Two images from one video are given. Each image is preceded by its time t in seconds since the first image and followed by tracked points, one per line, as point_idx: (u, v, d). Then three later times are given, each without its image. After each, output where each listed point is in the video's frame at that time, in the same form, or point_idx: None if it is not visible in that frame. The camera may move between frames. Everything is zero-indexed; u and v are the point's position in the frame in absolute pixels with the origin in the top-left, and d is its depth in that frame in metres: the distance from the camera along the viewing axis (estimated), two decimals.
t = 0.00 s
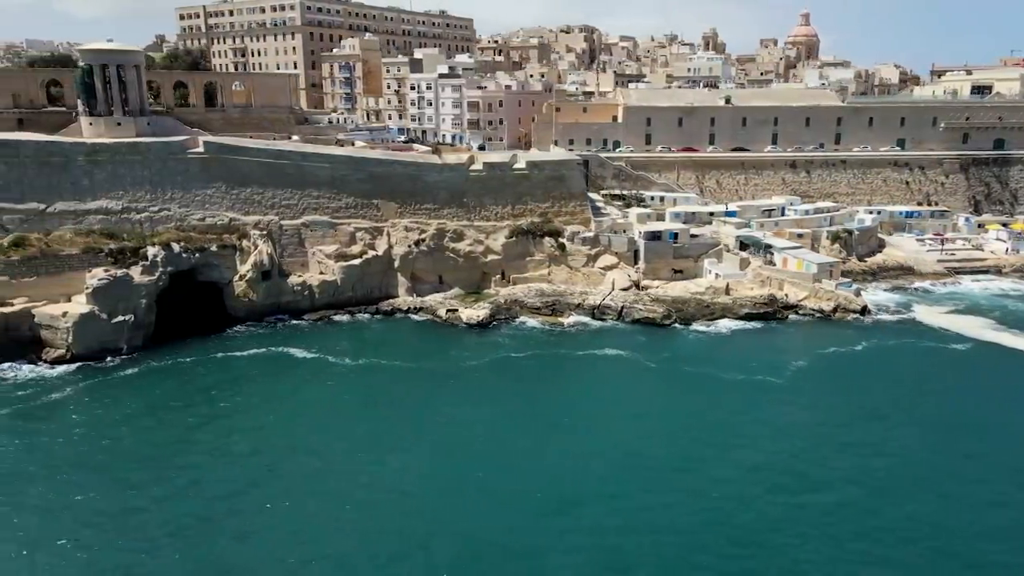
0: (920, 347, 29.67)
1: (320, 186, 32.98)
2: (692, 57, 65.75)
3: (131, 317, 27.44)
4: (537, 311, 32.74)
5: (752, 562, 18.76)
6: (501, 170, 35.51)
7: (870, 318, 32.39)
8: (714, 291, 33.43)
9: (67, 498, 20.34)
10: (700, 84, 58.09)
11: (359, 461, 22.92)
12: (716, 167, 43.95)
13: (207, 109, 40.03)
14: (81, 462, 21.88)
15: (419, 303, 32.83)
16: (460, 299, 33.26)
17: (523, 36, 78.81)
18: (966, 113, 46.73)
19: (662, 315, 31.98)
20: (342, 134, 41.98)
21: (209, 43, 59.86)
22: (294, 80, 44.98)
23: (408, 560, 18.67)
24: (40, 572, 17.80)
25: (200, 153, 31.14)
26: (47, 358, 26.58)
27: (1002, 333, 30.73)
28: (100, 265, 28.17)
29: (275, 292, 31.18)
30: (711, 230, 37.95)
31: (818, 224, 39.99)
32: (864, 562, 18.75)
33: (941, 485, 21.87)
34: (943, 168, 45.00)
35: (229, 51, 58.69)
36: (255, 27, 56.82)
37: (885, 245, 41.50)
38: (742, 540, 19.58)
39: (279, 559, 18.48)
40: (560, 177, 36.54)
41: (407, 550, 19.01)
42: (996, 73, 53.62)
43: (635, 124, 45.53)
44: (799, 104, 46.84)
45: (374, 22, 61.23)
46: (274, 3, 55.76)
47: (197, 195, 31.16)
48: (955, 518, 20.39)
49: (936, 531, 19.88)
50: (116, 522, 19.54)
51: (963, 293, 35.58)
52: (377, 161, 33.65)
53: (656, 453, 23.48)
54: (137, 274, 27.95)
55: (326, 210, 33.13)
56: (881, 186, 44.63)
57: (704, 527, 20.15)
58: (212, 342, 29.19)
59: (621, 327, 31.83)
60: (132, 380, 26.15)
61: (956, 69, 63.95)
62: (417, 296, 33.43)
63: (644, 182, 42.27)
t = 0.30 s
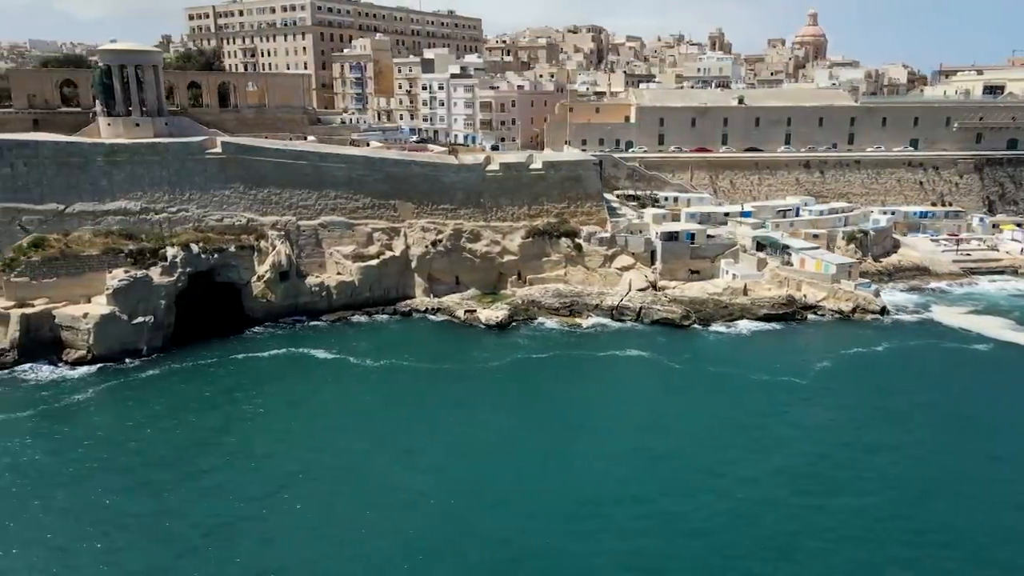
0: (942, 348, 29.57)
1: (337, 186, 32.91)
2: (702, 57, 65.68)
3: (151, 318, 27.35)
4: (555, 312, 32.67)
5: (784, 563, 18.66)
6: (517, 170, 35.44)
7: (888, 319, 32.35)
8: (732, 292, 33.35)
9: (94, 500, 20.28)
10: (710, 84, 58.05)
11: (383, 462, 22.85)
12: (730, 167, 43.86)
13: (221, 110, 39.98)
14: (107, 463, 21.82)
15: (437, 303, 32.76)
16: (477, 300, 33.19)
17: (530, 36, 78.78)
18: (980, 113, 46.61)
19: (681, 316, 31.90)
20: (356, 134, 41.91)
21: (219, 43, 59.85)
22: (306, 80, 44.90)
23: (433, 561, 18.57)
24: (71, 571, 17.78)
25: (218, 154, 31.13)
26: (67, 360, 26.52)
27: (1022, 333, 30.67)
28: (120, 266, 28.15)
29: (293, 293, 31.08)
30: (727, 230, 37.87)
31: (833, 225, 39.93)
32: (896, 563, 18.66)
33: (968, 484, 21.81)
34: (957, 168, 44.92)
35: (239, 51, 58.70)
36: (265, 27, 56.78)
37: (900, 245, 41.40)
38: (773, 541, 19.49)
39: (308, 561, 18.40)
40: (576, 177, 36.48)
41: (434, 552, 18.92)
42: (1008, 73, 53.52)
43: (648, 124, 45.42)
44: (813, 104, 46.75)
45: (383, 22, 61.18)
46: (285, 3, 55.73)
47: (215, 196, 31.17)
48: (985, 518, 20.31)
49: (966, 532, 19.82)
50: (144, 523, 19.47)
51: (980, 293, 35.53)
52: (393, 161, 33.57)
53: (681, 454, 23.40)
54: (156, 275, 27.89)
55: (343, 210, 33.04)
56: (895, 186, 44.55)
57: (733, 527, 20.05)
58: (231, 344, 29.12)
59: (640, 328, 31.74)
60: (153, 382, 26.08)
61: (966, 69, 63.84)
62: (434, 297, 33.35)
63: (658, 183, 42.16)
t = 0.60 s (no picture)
0: (963, 348, 29.49)
1: (354, 186, 32.82)
2: (710, 57, 65.62)
3: (171, 318, 27.29)
4: (573, 313, 32.56)
5: (816, 564, 18.56)
6: (533, 170, 35.36)
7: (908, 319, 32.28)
8: (750, 293, 33.26)
9: (120, 500, 20.20)
10: (720, 84, 57.95)
11: (407, 463, 22.78)
12: (744, 167, 43.78)
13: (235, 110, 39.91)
14: (131, 464, 21.73)
15: (454, 304, 32.68)
16: (495, 300, 33.12)
17: (537, 36, 78.74)
18: (994, 113, 46.52)
19: (700, 317, 31.81)
20: (368, 134, 41.84)
21: (228, 43, 59.82)
22: (319, 80, 44.81)
23: (458, 562, 18.48)
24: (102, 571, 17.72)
25: (236, 154, 31.08)
26: (88, 361, 26.46)
27: None
28: (139, 267, 28.10)
29: (311, 293, 31.02)
30: (743, 231, 37.78)
31: (848, 225, 39.84)
32: (928, 563, 18.56)
33: (998, 485, 21.70)
34: (971, 168, 44.85)
35: (248, 51, 58.67)
36: (275, 27, 56.73)
37: (915, 245, 41.31)
38: (803, 541, 19.39)
39: (337, 562, 18.32)
40: (592, 177, 36.38)
41: (460, 553, 18.83)
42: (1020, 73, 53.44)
43: (661, 124, 45.33)
44: (826, 104, 46.66)
45: (393, 22, 61.11)
46: (295, 3, 55.67)
47: (233, 196, 31.14)
48: (1016, 518, 20.22)
49: (997, 532, 19.74)
50: (172, 524, 19.38)
51: (998, 294, 35.46)
52: (411, 161, 33.48)
53: (706, 454, 23.32)
54: (176, 275, 27.83)
55: (360, 211, 32.96)
56: (909, 186, 44.48)
57: (763, 528, 19.94)
58: (250, 344, 29.06)
59: (659, 329, 31.64)
60: (174, 382, 26.01)
61: (976, 69, 63.78)
62: (451, 297, 33.29)
63: (672, 183, 42.05)
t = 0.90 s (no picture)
0: (985, 349, 29.41)
1: (372, 187, 32.73)
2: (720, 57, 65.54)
3: (191, 319, 27.21)
4: (591, 313, 32.47)
5: (848, 564, 18.50)
6: (550, 170, 35.28)
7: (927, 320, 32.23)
8: (768, 293, 33.19)
9: (147, 501, 20.14)
10: (731, 84, 57.88)
11: (431, 462, 22.72)
12: (758, 167, 43.70)
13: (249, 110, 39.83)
14: (156, 465, 21.66)
15: (472, 305, 32.61)
16: (512, 301, 33.05)
17: (545, 36, 78.64)
18: (1008, 113, 46.44)
19: (720, 317, 31.72)
20: (382, 134, 41.76)
21: (237, 43, 59.78)
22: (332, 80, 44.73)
23: (466, 562, 18.39)
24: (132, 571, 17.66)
25: (254, 154, 31.02)
26: (109, 361, 26.40)
27: None
28: (159, 268, 28.03)
29: (329, 294, 30.94)
30: (759, 231, 37.68)
31: (864, 225, 39.77)
32: (960, 564, 18.47)
33: None
34: (985, 168, 44.79)
35: (258, 51, 58.64)
36: (285, 27, 56.67)
37: (930, 245, 41.25)
38: (834, 541, 19.33)
39: (349, 562, 18.23)
40: (608, 178, 36.32)
41: (489, 553, 18.78)
42: None
43: (674, 125, 45.22)
44: (839, 104, 46.57)
45: (402, 22, 61.03)
46: (305, 3, 55.63)
47: (251, 196, 31.09)
48: None
49: None
50: (200, 524, 19.32)
51: (1016, 294, 35.39)
52: (428, 161, 33.38)
53: (727, 454, 23.21)
54: (196, 276, 27.74)
55: (377, 211, 32.87)
56: (923, 186, 44.42)
57: (792, 529, 19.79)
58: (269, 345, 28.99)
59: (678, 330, 31.52)
60: (196, 383, 25.94)
61: (986, 69, 63.68)
62: (469, 298, 33.22)
63: (686, 183, 41.96)
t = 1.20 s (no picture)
0: (1005, 349, 29.36)
1: (389, 187, 32.65)
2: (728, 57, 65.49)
3: (211, 320, 27.14)
4: (609, 313, 32.38)
5: (880, 564, 18.44)
6: (566, 170, 35.21)
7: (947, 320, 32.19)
8: (786, 294, 33.13)
9: (174, 501, 20.08)
10: (742, 84, 57.81)
11: (455, 462, 22.68)
12: (771, 167, 43.65)
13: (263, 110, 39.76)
14: (182, 466, 21.60)
15: (490, 306, 32.53)
16: (530, 302, 32.97)
17: (552, 36, 78.57)
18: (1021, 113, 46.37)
19: (739, 317, 31.65)
20: (395, 134, 41.69)
21: (246, 43, 59.72)
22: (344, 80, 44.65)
23: (480, 562, 18.33)
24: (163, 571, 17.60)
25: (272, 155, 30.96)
26: (130, 362, 26.33)
27: None
28: (179, 268, 27.94)
29: (347, 295, 30.83)
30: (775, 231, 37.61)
31: (879, 225, 39.71)
32: (993, 564, 18.42)
33: None
34: (999, 168, 44.77)
35: (267, 51, 58.60)
36: (296, 27, 56.61)
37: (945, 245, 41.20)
38: (865, 541, 19.28)
39: (364, 562, 18.19)
40: (624, 178, 36.24)
41: (517, 551, 18.74)
42: None
43: (687, 125, 45.14)
44: (851, 104, 46.50)
45: (411, 22, 60.94)
46: (316, 3, 55.59)
47: (269, 197, 31.04)
48: None
49: None
50: (228, 524, 19.27)
51: None
52: (445, 161, 33.30)
53: (749, 454, 23.16)
54: (215, 276, 27.67)
55: (394, 211, 32.78)
56: (937, 186, 44.38)
57: (822, 529, 19.73)
58: (289, 346, 28.91)
59: (697, 330, 31.42)
60: (217, 384, 25.86)
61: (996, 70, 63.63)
62: (486, 298, 33.14)
63: (699, 183, 41.87)
